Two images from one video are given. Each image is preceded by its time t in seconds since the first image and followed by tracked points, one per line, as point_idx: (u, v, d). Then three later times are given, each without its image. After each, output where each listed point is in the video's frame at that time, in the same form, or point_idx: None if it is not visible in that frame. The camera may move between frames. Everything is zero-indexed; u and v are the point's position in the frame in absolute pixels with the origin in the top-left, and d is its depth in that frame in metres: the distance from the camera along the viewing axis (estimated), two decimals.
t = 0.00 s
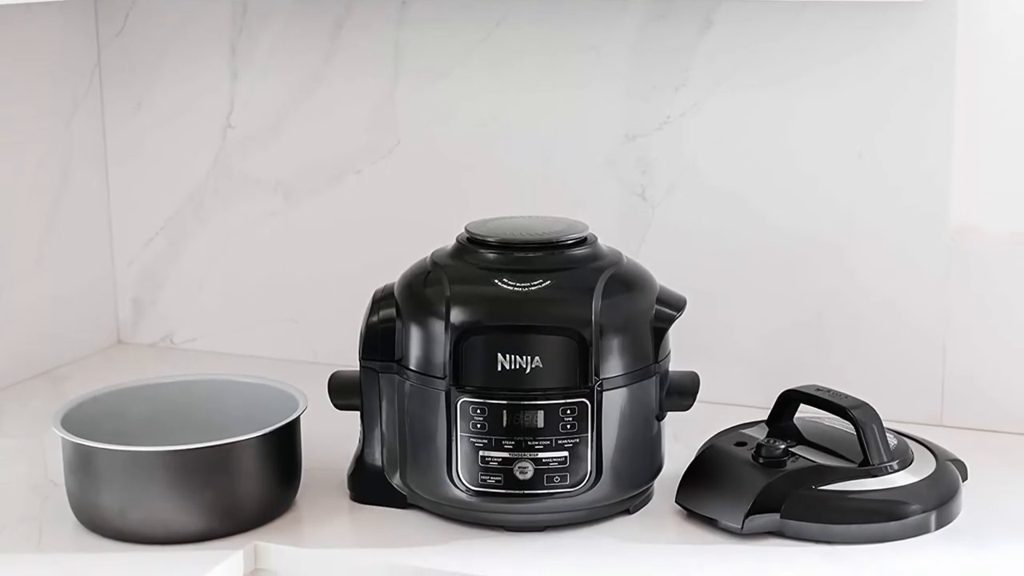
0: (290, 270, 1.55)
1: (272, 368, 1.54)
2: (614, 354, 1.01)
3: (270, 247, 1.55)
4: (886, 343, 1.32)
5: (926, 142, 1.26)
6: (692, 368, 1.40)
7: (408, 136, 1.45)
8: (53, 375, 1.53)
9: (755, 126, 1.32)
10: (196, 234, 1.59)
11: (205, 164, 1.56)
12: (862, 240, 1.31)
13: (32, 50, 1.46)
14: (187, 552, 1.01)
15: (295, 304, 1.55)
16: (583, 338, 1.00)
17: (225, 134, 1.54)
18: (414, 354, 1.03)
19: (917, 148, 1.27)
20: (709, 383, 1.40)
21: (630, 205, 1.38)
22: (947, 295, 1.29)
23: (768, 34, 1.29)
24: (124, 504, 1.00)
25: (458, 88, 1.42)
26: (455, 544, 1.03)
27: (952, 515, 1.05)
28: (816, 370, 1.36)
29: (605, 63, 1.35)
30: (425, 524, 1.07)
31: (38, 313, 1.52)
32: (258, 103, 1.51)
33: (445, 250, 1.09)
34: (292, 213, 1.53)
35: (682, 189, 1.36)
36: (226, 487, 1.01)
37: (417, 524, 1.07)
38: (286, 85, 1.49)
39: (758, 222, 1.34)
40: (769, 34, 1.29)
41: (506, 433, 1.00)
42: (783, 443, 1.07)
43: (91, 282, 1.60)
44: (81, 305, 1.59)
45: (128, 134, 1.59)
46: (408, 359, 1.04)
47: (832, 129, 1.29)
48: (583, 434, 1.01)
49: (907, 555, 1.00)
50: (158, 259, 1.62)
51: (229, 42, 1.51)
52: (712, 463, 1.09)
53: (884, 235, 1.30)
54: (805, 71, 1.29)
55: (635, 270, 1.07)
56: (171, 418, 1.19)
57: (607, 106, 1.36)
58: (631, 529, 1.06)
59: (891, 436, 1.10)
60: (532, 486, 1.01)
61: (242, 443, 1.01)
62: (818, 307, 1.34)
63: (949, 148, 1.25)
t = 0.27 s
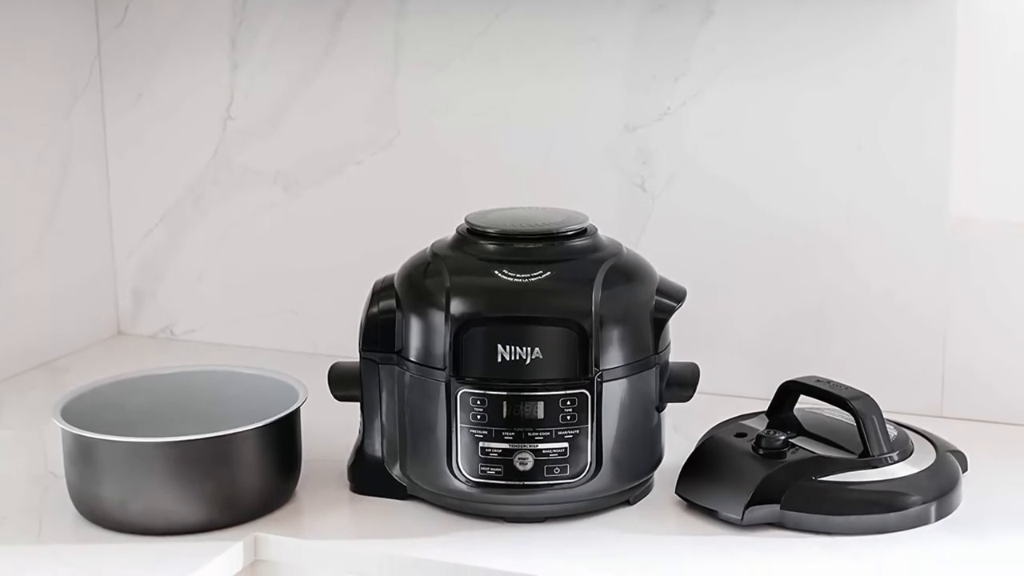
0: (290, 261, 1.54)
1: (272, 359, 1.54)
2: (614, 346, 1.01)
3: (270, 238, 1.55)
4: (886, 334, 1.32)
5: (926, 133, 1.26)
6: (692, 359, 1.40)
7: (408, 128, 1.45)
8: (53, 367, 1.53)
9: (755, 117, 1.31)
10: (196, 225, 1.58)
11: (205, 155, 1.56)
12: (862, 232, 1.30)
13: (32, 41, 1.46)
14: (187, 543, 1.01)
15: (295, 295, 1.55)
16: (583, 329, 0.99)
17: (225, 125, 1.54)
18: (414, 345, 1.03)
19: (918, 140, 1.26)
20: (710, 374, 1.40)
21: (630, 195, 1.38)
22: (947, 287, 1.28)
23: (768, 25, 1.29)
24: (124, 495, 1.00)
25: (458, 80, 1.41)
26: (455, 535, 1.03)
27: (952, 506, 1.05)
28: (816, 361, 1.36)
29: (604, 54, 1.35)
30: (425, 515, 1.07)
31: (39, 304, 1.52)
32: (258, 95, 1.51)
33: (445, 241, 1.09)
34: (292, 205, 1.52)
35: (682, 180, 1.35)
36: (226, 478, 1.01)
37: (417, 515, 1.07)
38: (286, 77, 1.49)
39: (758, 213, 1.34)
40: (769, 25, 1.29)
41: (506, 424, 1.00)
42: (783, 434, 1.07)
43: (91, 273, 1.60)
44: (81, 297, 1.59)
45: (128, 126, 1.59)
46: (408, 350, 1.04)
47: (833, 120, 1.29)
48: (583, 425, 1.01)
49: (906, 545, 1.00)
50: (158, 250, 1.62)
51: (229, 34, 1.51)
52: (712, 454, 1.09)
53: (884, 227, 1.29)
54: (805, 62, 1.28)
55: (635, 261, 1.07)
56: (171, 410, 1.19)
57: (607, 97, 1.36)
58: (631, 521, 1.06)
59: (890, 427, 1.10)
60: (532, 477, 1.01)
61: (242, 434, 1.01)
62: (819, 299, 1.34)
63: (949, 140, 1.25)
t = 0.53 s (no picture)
0: (290, 252, 1.54)
1: (272, 350, 1.54)
2: (614, 337, 1.01)
3: (270, 229, 1.54)
4: (886, 325, 1.32)
5: (926, 124, 1.26)
6: (692, 350, 1.40)
7: (408, 119, 1.45)
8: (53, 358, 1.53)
9: (755, 108, 1.31)
10: (196, 216, 1.58)
11: (205, 146, 1.56)
12: (863, 223, 1.30)
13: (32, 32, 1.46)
14: (187, 534, 1.01)
15: (295, 286, 1.55)
16: (583, 321, 0.99)
17: (225, 116, 1.53)
18: (414, 336, 1.03)
19: (918, 131, 1.26)
20: (710, 365, 1.40)
21: (630, 186, 1.38)
22: (948, 278, 1.28)
23: (768, 16, 1.29)
24: (124, 486, 1.00)
25: (458, 71, 1.41)
26: (455, 526, 1.03)
27: (952, 497, 1.05)
28: (816, 352, 1.35)
29: (605, 45, 1.35)
30: (425, 506, 1.07)
31: (39, 295, 1.52)
32: (258, 86, 1.51)
33: (444, 233, 1.09)
34: (292, 196, 1.52)
35: (682, 170, 1.35)
36: (226, 469, 1.01)
37: (417, 506, 1.07)
38: (286, 67, 1.49)
39: (758, 204, 1.33)
40: (769, 16, 1.28)
41: (506, 415, 1.00)
42: (783, 425, 1.07)
43: (91, 264, 1.60)
44: (81, 287, 1.59)
45: (128, 117, 1.59)
46: (408, 341, 1.04)
47: (833, 111, 1.29)
48: (583, 416, 1.01)
49: (906, 535, 1.00)
50: (158, 241, 1.62)
51: (229, 25, 1.50)
52: (712, 446, 1.09)
53: (884, 218, 1.29)
54: (806, 53, 1.28)
55: (635, 252, 1.06)
56: (170, 400, 1.19)
57: (607, 88, 1.36)
58: (631, 512, 1.06)
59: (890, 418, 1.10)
60: (532, 468, 1.01)
61: (242, 425, 1.01)
62: (819, 290, 1.34)
63: (949, 131, 1.25)
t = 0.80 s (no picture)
0: (290, 243, 1.54)
1: (272, 341, 1.54)
2: (614, 328, 1.01)
3: (270, 220, 1.54)
4: (886, 316, 1.32)
5: (926, 117, 1.26)
6: (692, 341, 1.40)
7: (408, 110, 1.45)
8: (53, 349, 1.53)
9: (755, 99, 1.31)
10: (196, 207, 1.58)
11: (205, 137, 1.55)
12: (862, 215, 1.30)
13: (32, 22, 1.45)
14: (187, 525, 1.01)
15: (295, 277, 1.55)
16: (583, 312, 0.99)
17: (225, 107, 1.53)
18: (414, 327, 1.03)
19: (918, 123, 1.26)
20: (709, 356, 1.40)
21: (630, 178, 1.38)
22: (948, 269, 1.28)
23: (769, 8, 1.28)
24: (123, 477, 1.00)
25: (458, 62, 1.41)
26: (455, 517, 1.03)
27: (952, 488, 1.05)
28: (816, 343, 1.35)
29: (605, 37, 1.34)
30: (425, 497, 1.07)
31: (39, 286, 1.52)
32: (258, 77, 1.50)
33: (445, 223, 1.09)
34: (292, 187, 1.52)
35: (682, 162, 1.35)
36: (226, 460, 1.01)
37: (417, 497, 1.07)
38: (286, 59, 1.48)
39: (758, 196, 1.33)
40: (770, 8, 1.28)
41: (506, 406, 1.00)
42: (783, 416, 1.07)
43: (91, 255, 1.60)
44: (81, 278, 1.59)
45: (128, 108, 1.59)
46: (408, 332, 1.04)
47: (832, 103, 1.28)
48: (583, 407, 1.01)
49: (906, 527, 1.00)
50: (158, 232, 1.61)
51: (229, 16, 1.50)
52: (711, 437, 1.09)
53: (884, 210, 1.29)
54: (806, 45, 1.28)
55: (635, 243, 1.06)
56: (170, 391, 1.19)
57: (608, 79, 1.36)
58: (631, 503, 1.06)
59: (890, 409, 1.10)
60: (532, 459, 1.01)
61: (242, 417, 1.01)
62: (819, 281, 1.33)
63: (949, 123, 1.25)
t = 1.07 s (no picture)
0: (290, 234, 1.54)
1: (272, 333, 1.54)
2: (614, 319, 1.01)
3: (270, 212, 1.54)
4: (887, 307, 1.32)
5: (926, 108, 1.25)
6: (692, 333, 1.40)
7: (408, 101, 1.44)
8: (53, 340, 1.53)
9: (755, 90, 1.31)
10: (196, 199, 1.58)
11: (205, 128, 1.55)
12: (863, 206, 1.30)
13: (31, 13, 1.45)
14: (187, 516, 1.01)
15: (295, 269, 1.55)
16: (583, 303, 0.99)
17: (225, 99, 1.53)
18: (414, 319, 1.03)
19: (918, 114, 1.26)
20: (710, 348, 1.40)
21: (630, 169, 1.37)
22: (948, 260, 1.28)
23: None
24: (123, 468, 1.00)
25: (458, 52, 1.41)
26: (455, 508, 1.03)
27: (952, 479, 1.05)
28: (816, 335, 1.35)
29: (604, 27, 1.34)
30: (425, 488, 1.07)
31: (40, 277, 1.52)
32: (258, 68, 1.50)
33: (444, 215, 1.09)
34: (292, 178, 1.52)
35: (682, 153, 1.35)
36: (227, 452, 1.01)
37: (417, 488, 1.07)
38: (286, 50, 1.48)
39: (758, 187, 1.33)
40: None
41: (506, 397, 1.00)
42: (783, 407, 1.07)
43: (91, 246, 1.60)
44: (81, 270, 1.59)
45: (128, 99, 1.59)
46: (408, 323, 1.04)
47: (832, 94, 1.28)
48: (583, 398, 1.01)
49: (906, 518, 1.00)
50: (158, 223, 1.61)
51: (229, 7, 1.50)
52: (711, 428, 1.09)
53: (884, 201, 1.29)
54: (805, 36, 1.28)
55: (635, 234, 1.06)
56: (169, 382, 1.19)
57: (608, 70, 1.35)
58: (631, 494, 1.06)
59: (890, 400, 1.10)
60: (532, 451, 1.01)
61: (242, 408, 1.01)
62: (819, 272, 1.33)
63: (949, 114, 1.25)
